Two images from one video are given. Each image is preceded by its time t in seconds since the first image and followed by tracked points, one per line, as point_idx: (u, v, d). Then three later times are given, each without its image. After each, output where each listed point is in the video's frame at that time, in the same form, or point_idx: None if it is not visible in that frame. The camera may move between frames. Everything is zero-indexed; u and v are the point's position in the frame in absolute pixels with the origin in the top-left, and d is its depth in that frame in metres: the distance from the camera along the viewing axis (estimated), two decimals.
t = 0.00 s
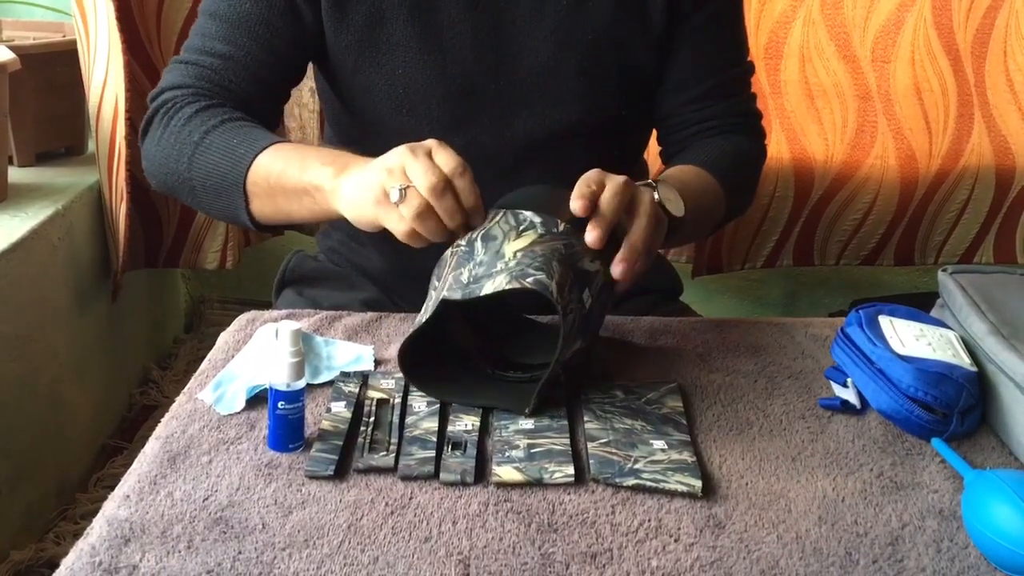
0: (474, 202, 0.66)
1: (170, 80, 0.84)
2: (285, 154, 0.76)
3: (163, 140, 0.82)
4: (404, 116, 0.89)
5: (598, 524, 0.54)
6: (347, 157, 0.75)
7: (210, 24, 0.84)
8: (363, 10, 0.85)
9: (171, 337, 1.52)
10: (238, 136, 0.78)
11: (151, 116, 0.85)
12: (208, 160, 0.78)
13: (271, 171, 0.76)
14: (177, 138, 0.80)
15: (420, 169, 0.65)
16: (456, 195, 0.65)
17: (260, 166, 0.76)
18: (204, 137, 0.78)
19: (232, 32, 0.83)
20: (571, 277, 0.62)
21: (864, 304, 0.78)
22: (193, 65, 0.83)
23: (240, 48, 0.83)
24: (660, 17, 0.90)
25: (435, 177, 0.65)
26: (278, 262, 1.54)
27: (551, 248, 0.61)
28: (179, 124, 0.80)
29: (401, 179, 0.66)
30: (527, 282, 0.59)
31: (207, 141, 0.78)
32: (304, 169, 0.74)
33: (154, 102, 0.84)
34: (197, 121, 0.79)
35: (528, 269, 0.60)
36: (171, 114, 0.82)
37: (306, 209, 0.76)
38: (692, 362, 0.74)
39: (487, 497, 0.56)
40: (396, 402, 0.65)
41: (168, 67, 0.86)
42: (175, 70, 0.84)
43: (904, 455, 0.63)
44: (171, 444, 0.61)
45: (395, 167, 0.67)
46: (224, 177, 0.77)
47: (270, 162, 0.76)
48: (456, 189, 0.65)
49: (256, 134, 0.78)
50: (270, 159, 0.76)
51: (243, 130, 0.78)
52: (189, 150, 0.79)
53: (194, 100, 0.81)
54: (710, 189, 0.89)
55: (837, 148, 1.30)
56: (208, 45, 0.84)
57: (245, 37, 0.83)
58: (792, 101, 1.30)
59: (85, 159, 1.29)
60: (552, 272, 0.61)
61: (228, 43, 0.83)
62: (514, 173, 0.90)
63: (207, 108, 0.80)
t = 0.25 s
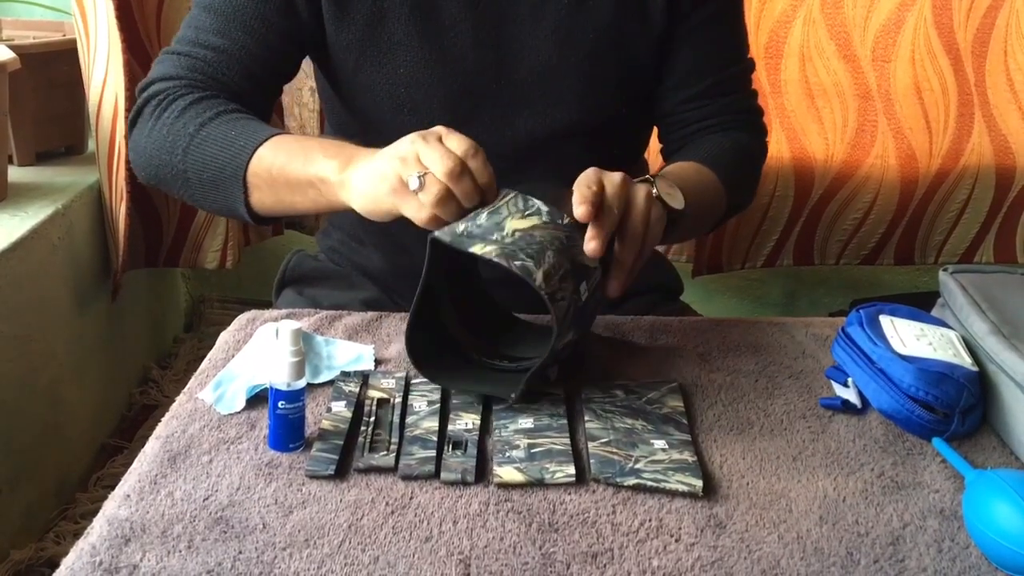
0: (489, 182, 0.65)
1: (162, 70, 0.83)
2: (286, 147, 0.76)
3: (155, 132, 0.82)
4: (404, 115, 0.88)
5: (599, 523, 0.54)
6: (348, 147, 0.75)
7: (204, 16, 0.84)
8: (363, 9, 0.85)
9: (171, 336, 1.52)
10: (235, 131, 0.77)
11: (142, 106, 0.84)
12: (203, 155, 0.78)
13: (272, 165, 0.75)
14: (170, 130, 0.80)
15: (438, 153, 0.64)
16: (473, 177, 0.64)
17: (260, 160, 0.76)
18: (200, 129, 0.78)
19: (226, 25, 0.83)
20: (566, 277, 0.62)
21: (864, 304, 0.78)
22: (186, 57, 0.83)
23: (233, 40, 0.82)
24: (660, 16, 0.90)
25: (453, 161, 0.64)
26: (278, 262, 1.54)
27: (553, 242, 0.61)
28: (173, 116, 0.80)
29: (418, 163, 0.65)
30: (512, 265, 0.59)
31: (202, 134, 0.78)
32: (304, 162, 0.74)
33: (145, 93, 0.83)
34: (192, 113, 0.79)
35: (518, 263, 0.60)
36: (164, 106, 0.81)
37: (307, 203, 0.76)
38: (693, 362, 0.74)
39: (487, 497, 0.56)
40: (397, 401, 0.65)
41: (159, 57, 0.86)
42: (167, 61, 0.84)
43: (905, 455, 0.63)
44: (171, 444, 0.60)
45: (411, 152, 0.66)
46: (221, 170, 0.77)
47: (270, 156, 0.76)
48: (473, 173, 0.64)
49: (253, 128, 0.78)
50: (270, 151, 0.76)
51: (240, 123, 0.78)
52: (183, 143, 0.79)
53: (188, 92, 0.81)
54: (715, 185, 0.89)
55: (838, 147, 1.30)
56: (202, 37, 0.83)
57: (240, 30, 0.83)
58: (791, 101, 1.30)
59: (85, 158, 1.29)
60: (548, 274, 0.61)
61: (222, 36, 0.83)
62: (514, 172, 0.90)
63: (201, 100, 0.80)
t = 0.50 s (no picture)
0: (498, 172, 0.66)
1: (158, 70, 0.83)
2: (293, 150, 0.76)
3: (153, 132, 0.81)
4: (405, 114, 0.88)
5: (600, 522, 0.54)
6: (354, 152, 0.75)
7: (202, 14, 0.83)
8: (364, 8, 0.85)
9: (172, 336, 1.52)
10: (242, 132, 0.77)
11: (137, 106, 0.83)
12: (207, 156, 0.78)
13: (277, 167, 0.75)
14: (171, 129, 0.80)
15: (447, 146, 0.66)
16: (481, 167, 0.65)
17: (266, 162, 0.76)
18: (203, 129, 0.78)
19: (225, 24, 0.83)
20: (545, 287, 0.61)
21: (866, 303, 0.78)
22: (184, 56, 0.82)
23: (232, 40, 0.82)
24: (661, 15, 0.90)
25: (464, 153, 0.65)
26: (278, 261, 1.53)
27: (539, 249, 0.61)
28: (175, 116, 0.79)
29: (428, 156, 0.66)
30: (485, 261, 0.59)
31: (206, 135, 0.78)
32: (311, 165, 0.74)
33: (144, 91, 0.83)
34: (194, 114, 0.79)
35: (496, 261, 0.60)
36: (164, 105, 0.81)
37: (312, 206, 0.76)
38: (694, 361, 0.73)
39: (488, 496, 0.56)
40: (397, 401, 0.65)
41: (155, 56, 0.85)
42: (164, 59, 0.83)
43: (907, 454, 0.63)
44: (172, 443, 0.60)
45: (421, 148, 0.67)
46: (227, 171, 0.77)
47: (276, 159, 0.76)
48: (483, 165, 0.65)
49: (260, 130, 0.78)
50: (277, 154, 0.76)
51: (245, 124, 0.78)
52: (186, 145, 0.78)
53: (187, 92, 0.80)
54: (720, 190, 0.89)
55: (839, 146, 1.30)
56: (200, 36, 0.83)
57: (239, 30, 0.83)
58: (792, 100, 1.30)
59: (85, 157, 1.29)
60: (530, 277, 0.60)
61: (222, 36, 0.82)
62: (515, 171, 0.90)
63: (204, 101, 0.80)
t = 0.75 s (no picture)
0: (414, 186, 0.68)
1: (202, 106, 0.89)
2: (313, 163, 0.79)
3: (201, 163, 0.87)
4: (406, 115, 0.88)
5: (602, 522, 0.54)
6: (366, 158, 0.78)
7: (230, 48, 0.88)
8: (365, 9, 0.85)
9: (173, 336, 1.52)
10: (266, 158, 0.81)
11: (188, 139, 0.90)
12: (242, 182, 0.82)
13: (297, 182, 0.79)
14: (213, 160, 0.85)
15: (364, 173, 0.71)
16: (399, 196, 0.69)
17: (288, 178, 0.79)
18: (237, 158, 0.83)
19: (247, 56, 0.87)
20: (554, 265, 0.56)
21: (867, 302, 0.78)
22: (221, 90, 0.88)
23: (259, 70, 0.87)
24: (661, 15, 0.90)
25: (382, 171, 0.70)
26: (279, 261, 1.54)
27: (551, 210, 0.54)
28: (212, 150, 0.86)
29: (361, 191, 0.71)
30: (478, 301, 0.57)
31: (240, 164, 0.83)
32: (326, 175, 0.76)
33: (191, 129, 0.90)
34: (229, 144, 0.85)
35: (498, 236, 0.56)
36: (203, 140, 0.87)
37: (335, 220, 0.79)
38: (694, 360, 0.73)
39: (490, 496, 0.56)
40: (399, 400, 0.65)
41: (200, 92, 0.92)
42: (205, 96, 0.89)
43: (908, 453, 0.63)
44: (173, 443, 0.60)
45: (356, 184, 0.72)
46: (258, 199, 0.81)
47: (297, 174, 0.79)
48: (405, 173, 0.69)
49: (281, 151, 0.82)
50: (299, 168, 0.79)
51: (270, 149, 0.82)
52: (225, 174, 0.84)
53: (226, 124, 0.86)
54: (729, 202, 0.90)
55: (839, 146, 1.30)
56: (231, 71, 0.88)
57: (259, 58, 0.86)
58: (793, 99, 1.30)
59: (86, 157, 1.29)
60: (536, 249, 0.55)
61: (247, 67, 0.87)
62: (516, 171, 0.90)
63: (238, 132, 0.85)
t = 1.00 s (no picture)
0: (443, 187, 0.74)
1: (213, 105, 0.90)
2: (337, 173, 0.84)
3: (218, 165, 0.89)
4: (408, 115, 0.89)
5: (604, 521, 0.54)
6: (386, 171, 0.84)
7: (237, 51, 0.87)
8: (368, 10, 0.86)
9: (175, 335, 1.52)
10: (287, 169, 0.85)
11: (202, 140, 0.91)
12: (263, 189, 0.86)
13: (320, 190, 0.83)
14: (229, 163, 0.88)
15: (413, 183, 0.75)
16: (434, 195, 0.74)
17: (310, 186, 0.84)
18: (254, 164, 0.86)
19: (256, 60, 0.86)
20: (585, 204, 0.60)
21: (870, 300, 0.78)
22: (230, 90, 0.88)
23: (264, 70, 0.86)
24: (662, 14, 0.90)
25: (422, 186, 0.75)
26: (282, 260, 1.54)
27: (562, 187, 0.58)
28: (227, 156, 0.88)
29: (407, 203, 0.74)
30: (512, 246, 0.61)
31: (258, 170, 0.86)
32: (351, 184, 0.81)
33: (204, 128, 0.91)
34: (245, 149, 0.86)
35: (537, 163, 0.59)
36: (218, 144, 0.89)
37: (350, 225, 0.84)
38: (696, 359, 0.74)
39: (492, 495, 0.56)
40: (401, 399, 0.65)
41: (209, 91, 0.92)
42: (215, 96, 0.90)
43: (910, 452, 0.63)
44: (176, 442, 0.61)
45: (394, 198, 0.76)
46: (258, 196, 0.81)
47: (320, 182, 0.83)
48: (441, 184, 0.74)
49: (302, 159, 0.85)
50: (323, 175, 0.84)
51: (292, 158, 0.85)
52: (243, 178, 0.87)
53: (240, 126, 0.88)
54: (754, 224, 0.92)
55: (841, 144, 1.30)
56: (238, 74, 0.88)
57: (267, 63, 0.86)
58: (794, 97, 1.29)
59: (89, 157, 1.29)
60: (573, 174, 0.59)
61: (254, 71, 0.87)
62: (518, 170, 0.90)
63: (254, 135, 0.87)
